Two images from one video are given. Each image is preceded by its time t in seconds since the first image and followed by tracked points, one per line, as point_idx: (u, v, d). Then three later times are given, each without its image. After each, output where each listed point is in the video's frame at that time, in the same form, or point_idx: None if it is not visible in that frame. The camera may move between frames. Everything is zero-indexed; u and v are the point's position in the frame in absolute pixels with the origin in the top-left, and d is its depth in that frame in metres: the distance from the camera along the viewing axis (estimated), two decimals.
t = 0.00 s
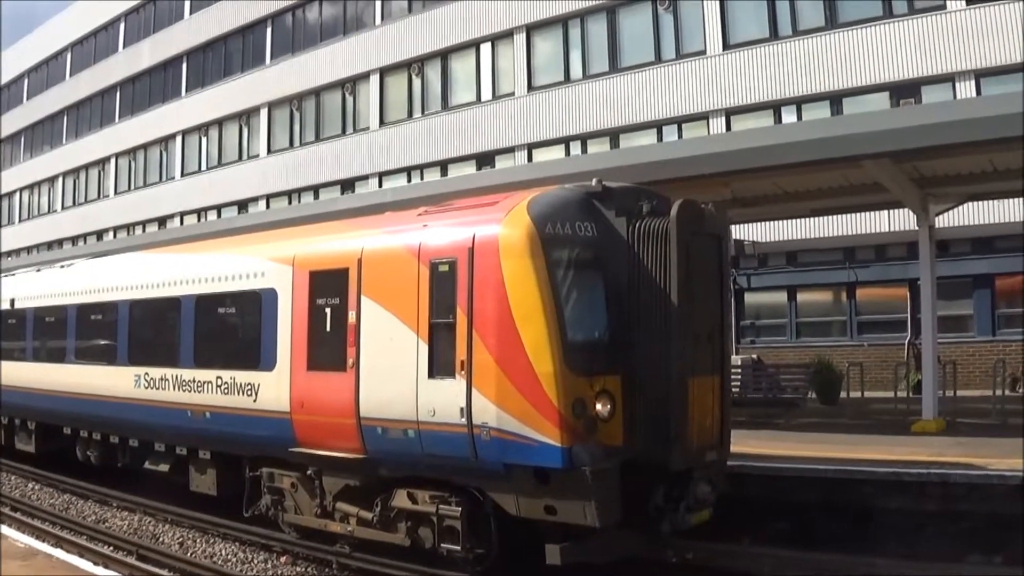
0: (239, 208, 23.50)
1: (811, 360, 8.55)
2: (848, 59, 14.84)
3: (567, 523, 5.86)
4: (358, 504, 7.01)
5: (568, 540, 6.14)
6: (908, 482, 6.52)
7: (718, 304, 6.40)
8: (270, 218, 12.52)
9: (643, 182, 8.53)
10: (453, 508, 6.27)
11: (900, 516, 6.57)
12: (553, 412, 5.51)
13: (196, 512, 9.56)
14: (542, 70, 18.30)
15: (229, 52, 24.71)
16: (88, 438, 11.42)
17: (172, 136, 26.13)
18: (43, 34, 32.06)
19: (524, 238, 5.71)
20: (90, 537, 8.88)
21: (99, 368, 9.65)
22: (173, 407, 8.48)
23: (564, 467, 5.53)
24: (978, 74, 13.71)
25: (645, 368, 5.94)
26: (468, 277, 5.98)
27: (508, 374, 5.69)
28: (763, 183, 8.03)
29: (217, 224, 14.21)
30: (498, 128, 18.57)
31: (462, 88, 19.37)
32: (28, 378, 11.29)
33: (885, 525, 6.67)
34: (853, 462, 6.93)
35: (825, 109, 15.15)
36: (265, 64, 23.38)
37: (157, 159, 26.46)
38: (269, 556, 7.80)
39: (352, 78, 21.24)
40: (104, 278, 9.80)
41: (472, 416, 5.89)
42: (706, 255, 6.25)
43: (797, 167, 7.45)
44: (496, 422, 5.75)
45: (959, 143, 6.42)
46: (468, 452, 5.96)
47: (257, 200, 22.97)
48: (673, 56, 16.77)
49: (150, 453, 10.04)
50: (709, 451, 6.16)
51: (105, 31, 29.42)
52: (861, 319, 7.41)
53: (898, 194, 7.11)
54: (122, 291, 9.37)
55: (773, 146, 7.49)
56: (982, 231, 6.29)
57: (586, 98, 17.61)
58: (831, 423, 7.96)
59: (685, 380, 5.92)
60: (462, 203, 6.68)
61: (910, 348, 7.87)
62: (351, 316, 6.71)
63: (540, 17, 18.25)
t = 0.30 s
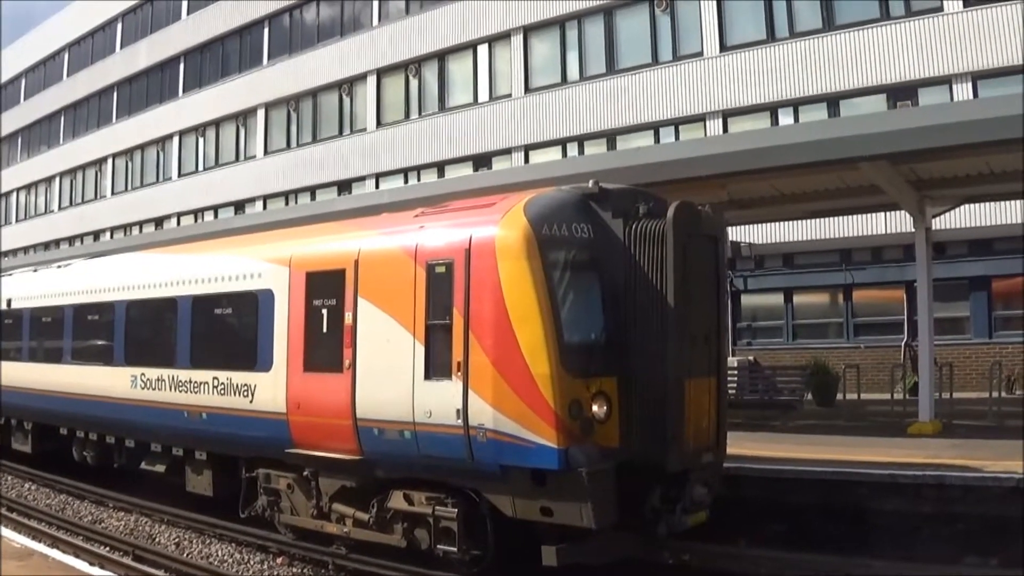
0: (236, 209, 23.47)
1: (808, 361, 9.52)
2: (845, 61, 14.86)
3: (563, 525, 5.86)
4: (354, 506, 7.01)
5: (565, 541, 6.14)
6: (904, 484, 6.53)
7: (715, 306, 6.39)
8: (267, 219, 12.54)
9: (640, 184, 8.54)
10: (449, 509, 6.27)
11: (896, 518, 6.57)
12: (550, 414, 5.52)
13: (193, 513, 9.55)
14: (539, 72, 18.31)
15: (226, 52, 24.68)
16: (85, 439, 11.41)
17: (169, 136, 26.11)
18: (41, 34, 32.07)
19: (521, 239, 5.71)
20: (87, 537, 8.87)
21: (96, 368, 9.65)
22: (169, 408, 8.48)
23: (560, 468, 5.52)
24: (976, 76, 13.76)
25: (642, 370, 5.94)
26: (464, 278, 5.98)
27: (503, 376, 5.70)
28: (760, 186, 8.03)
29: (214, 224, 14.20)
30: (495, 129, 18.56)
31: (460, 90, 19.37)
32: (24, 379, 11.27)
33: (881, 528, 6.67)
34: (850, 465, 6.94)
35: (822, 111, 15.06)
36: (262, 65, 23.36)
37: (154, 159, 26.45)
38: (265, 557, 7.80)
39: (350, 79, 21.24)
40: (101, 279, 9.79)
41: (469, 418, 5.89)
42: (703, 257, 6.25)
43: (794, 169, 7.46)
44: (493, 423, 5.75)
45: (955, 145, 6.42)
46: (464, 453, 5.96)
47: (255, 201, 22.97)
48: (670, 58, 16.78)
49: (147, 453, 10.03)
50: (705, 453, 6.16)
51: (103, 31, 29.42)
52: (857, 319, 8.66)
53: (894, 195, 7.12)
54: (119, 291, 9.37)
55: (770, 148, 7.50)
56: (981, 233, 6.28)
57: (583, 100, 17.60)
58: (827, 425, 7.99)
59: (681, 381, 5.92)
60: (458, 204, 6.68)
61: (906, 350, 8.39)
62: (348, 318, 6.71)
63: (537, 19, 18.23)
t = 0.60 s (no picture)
0: (233, 212, 23.46)
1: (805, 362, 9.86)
2: (842, 61, 14.85)
3: (562, 527, 5.86)
4: (352, 509, 7.00)
5: (563, 544, 6.14)
6: (902, 483, 6.54)
7: (712, 307, 6.39)
8: (265, 222, 12.55)
9: (638, 186, 8.54)
10: (448, 512, 6.27)
11: (894, 518, 6.57)
12: (548, 416, 5.51)
13: (191, 517, 9.53)
14: (534, 74, 18.32)
15: (223, 56, 24.68)
16: (83, 443, 11.39)
17: (166, 140, 26.12)
18: (38, 39, 32.10)
19: (518, 242, 5.71)
20: (85, 542, 8.86)
21: (93, 372, 9.64)
22: (167, 412, 8.47)
23: (558, 471, 5.52)
24: (971, 77, 13.77)
25: (640, 371, 5.94)
26: (461, 281, 5.98)
27: (501, 378, 5.70)
28: (756, 187, 8.02)
29: (211, 228, 14.19)
30: (492, 132, 18.57)
31: (456, 92, 19.39)
32: (21, 384, 11.27)
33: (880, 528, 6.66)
34: (848, 465, 6.94)
35: (819, 112, 15.11)
36: (258, 69, 23.38)
37: (151, 163, 26.46)
38: (264, 561, 7.79)
39: (346, 83, 21.24)
40: (98, 283, 9.79)
41: (466, 420, 5.89)
42: (700, 258, 6.24)
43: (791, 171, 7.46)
44: (490, 425, 5.75)
45: (949, 146, 6.41)
46: (462, 456, 5.96)
47: (252, 204, 22.98)
48: (666, 59, 16.81)
49: (145, 457, 10.02)
50: (703, 454, 6.15)
51: (100, 35, 29.45)
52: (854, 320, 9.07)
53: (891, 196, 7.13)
54: (117, 296, 9.37)
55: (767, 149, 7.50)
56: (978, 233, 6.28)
57: (580, 101, 17.61)
58: (825, 426, 8.03)
59: (679, 382, 5.91)
60: (455, 207, 6.68)
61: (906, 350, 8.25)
62: (345, 321, 6.70)
63: (533, 21, 18.25)
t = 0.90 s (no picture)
0: (231, 214, 23.46)
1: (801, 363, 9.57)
2: (840, 64, 14.85)
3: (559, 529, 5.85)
4: (350, 511, 6.99)
5: (560, 546, 6.13)
6: (899, 485, 6.55)
7: (709, 309, 6.39)
8: (262, 224, 12.54)
9: (636, 189, 8.56)
10: (445, 514, 6.27)
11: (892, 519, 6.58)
12: (545, 418, 5.51)
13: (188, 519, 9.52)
14: (533, 75, 18.33)
15: (220, 57, 24.65)
16: (80, 444, 11.37)
17: (163, 141, 26.10)
18: (36, 40, 32.07)
19: (515, 243, 5.71)
20: (82, 544, 8.84)
21: (90, 374, 9.64)
22: (164, 413, 8.46)
23: (555, 473, 5.52)
24: (969, 78, 13.86)
25: (637, 373, 5.93)
26: (458, 283, 5.98)
27: (498, 380, 5.70)
28: (754, 188, 8.03)
29: (208, 230, 14.18)
30: (491, 133, 18.59)
31: (454, 94, 19.39)
32: (19, 385, 11.26)
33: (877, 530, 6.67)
34: (845, 467, 6.95)
35: (816, 114, 15.14)
36: (256, 70, 23.37)
37: (149, 164, 26.44)
38: (261, 562, 7.78)
39: (343, 84, 21.22)
40: (94, 285, 9.77)
41: (463, 422, 5.88)
42: (697, 260, 6.24)
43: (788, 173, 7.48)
44: (487, 427, 5.75)
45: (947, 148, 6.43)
46: (458, 458, 5.96)
47: (249, 206, 22.97)
48: (664, 61, 16.78)
49: (142, 459, 10.01)
50: (700, 456, 6.15)
51: (97, 36, 29.41)
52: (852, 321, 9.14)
53: (888, 197, 7.14)
54: (113, 297, 9.36)
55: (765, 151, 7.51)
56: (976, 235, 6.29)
57: (577, 103, 17.62)
58: (822, 427, 8.07)
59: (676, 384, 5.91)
60: (452, 208, 6.68)
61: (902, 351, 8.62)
62: (342, 322, 6.70)
63: (531, 23, 18.28)
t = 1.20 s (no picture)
0: (227, 216, 23.37)
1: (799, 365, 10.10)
2: (837, 65, 14.88)
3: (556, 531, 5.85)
4: (347, 512, 6.99)
5: (557, 548, 6.13)
6: (896, 487, 6.54)
7: (705, 310, 6.39)
8: (260, 226, 12.55)
9: (633, 190, 8.57)
10: (442, 516, 6.25)
11: (890, 521, 6.57)
12: (542, 419, 5.51)
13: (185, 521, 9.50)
14: (530, 77, 18.34)
15: (218, 59, 24.64)
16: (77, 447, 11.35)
17: (160, 143, 26.06)
18: (34, 43, 32.07)
19: (511, 245, 5.72)
20: (79, 546, 8.82)
21: (87, 376, 9.63)
22: (161, 415, 8.45)
23: (552, 474, 5.51)
24: (965, 81, 13.79)
25: (634, 374, 5.93)
26: (455, 284, 5.98)
27: (494, 381, 5.69)
28: (751, 189, 8.03)
29: (206, 232, 14.17)
30: (488, 135, 18.58)
31: (452, 95, 19.38)
32: (15, 387, 11.24)
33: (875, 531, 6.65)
34: (842, 469, 6.95)
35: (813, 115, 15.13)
36: (253, 72, 23.35)
37: (145, 166, 26.38)
38: (258, 564, 7.76)
39: (340, 86, 21.20)
40: (91, 287, 9.77)
41: (460, 424, 5.88)
42: (694, 261, 6.24)
43: (785, 175, 7.48)
44: (484, 429, 5.75)
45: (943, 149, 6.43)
46: (455, 459, 5.95)
47: (245, 207, 22.88)
48: (661, 62, 16.80)
49: (139, 461, 10.00)
50: (697, 457, 6.14)
51: (94, 38, 29.38)
52: (849, 325, 9.02)
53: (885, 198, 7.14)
54: (110, 300, 9.35)
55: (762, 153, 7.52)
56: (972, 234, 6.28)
57: (574, 105, 17.63)
58: (820, 429, 8.08)
59: (673, 385, 5.90)
60: (449, 210, 6.69)
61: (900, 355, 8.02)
62: (339, 324, 6.69)
63: (528, 24, 18.30)
